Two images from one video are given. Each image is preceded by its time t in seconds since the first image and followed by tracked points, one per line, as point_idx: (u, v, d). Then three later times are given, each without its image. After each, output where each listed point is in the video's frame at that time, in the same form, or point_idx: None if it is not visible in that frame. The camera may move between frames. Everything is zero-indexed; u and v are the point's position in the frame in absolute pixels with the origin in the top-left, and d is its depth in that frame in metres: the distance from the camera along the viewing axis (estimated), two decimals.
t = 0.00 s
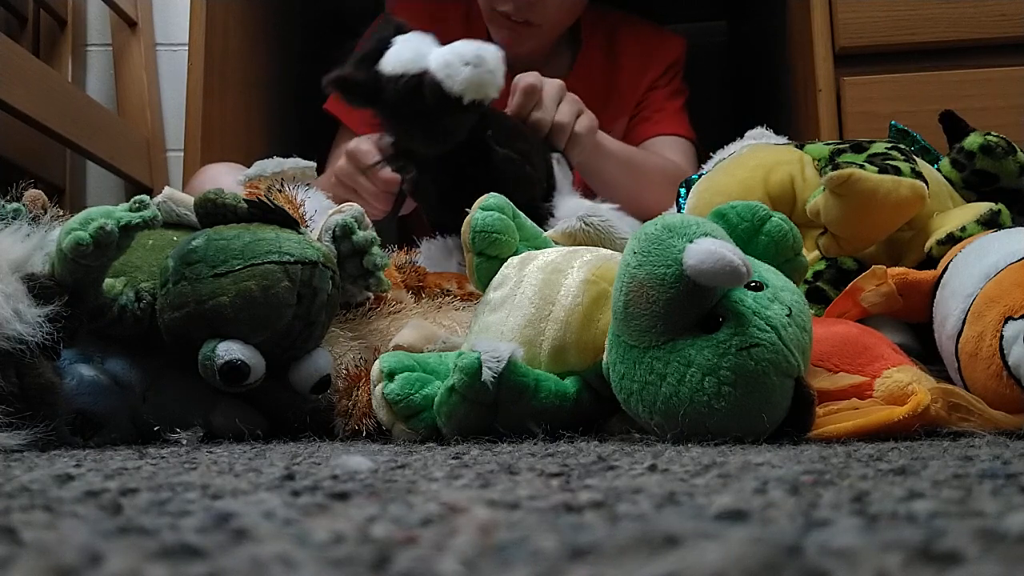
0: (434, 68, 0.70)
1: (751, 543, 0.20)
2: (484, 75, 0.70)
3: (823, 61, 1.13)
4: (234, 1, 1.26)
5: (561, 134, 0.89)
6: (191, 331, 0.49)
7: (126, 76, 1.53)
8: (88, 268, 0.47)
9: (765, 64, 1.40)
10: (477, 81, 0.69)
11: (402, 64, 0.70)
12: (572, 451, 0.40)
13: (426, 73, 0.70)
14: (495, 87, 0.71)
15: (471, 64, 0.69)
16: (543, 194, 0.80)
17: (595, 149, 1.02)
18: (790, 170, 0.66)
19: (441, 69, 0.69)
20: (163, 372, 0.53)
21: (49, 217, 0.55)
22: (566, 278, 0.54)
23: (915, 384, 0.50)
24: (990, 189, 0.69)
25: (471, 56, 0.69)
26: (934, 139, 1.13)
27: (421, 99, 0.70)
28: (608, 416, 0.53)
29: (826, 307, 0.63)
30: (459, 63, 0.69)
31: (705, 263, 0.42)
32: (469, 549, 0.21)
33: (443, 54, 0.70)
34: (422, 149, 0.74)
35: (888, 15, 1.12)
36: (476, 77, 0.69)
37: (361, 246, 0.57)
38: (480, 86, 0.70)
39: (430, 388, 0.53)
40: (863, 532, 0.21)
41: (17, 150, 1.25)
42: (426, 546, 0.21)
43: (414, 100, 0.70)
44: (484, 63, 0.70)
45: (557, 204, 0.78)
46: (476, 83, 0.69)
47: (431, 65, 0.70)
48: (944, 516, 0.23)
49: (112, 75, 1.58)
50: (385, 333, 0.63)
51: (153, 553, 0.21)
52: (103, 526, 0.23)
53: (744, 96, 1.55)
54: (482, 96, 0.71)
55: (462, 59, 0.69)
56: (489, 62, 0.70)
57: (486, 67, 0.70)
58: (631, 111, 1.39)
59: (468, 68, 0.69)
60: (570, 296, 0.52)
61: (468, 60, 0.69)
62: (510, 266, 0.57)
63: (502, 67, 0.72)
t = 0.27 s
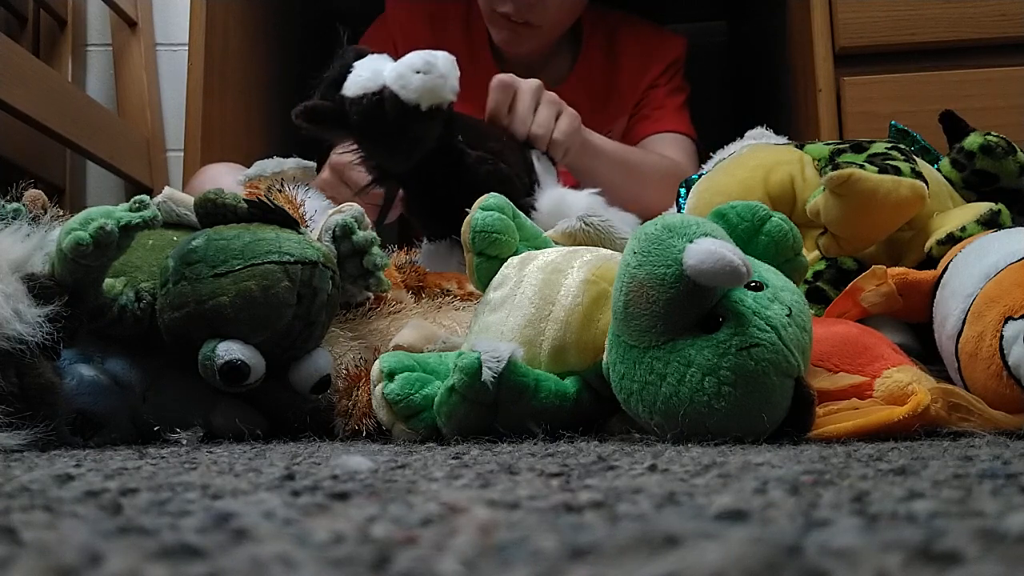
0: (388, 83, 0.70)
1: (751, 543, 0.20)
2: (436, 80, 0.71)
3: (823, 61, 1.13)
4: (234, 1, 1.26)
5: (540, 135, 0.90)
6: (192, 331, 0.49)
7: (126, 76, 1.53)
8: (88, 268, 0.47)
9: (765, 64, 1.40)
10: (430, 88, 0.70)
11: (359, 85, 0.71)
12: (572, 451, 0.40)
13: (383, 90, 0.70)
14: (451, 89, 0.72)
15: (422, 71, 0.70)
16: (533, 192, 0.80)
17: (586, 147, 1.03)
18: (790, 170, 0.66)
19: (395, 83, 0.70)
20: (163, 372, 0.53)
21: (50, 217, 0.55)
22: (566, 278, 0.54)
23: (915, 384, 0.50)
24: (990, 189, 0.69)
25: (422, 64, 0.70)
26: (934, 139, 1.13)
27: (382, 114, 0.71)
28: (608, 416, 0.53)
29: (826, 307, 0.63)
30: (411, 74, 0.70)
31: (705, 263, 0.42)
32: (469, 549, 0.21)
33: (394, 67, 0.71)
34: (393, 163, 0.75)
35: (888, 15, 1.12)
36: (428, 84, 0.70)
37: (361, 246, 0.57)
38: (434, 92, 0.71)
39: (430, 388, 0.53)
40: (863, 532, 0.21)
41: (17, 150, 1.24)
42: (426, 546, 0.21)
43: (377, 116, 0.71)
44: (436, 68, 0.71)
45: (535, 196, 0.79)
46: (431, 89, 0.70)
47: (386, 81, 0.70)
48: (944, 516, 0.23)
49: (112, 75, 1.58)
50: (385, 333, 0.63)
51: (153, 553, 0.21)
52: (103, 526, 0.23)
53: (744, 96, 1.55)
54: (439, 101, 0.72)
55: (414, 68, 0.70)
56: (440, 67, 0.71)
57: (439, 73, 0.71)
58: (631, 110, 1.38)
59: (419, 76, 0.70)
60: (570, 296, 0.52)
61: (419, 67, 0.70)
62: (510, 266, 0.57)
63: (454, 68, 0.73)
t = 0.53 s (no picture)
0: (393, 84, 0.69)
1: (751, 543, 0.20)
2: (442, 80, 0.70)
3: (823, 61, 1.13)
4: (234, 1, 1.26)
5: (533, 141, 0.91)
6: (192, 331, 0.49)
7: (126, 76, 1.53)
8: (88, 268, 0.47)
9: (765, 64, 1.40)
10: (435, 88, 0.69)
11: (364, 87, 0.70)
12: (572, 451, 0.40)
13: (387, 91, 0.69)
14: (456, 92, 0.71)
15: (427, 72, 0.69)
16: (530, 191, 0.79)
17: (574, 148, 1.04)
18: (790, 171, 0.66)
19: (400, 82, 0.69)
20: (163, 372, 0.53)
21: (50, 217, 0.55)
22: (566, 278, 0.54)
23: (915, 384, 0.50)
24: (990, 189, 0.69)
25: (426, 65, 0.69)
26: (934, 139, 1.13)
27: (386, 115, 0.70)
28: (608, 416, 0.53)
29: (826, 307, 0.63)
30: (415, 73, 0.69)
31: (705, 263, 0.42)
32: (469, 549, 0.21)
33: (399, 69, 0.70)
34: (399, 165, 0.74)
35: (888, 15, 1.12)
36: (433, 83, 0.69)
37: (361, 246, 0.57)
38: (439, 91, 0.69)
39: (430, 388, 0.53)
40: (863, 532, 0.21)
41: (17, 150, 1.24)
42: (426, 546, 0.21)
43: (380, 117, 0.70)
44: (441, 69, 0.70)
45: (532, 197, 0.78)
46: (435, 88, 0.69)
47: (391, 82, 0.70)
48: (944, 516, 0.23)
49: (112, 75, 1.58)
50: (385, 333, 0.63)
51: (153, 553, 0.21)
52: (103, 526, 0.23)
53: (744, 96, 1.55)
54: (442, 102, 0.71)
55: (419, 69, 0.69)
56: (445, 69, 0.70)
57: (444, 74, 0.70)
58: (632, 110, 1.38)
59: (424, 76, 0.69)
60: (569, 296, 0.52)
61: (424, 68, 0.69)
62: (510, 266, 0.57)
63: (459, 72, 0.72)
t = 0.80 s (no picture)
0: (384, 92, 0.70)
1: (751, 543, 0.20)
2: (431, 86, 0.70)
3: (823, 61, 1.13)
4: (234, 1, 1.26)
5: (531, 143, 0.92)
6: (192, 331, 0.49)
7: (125, 76, 1.53)
8: (88, 268, 0.47)
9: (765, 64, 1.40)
10: (426, 94, 0.70)
11: (356, 96, 0.70)
12: (572, 451, 0.40)
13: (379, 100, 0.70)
14: (444, 96, 0.72)
15: (416, 78, 0.70)
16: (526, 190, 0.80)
17: (569, 147, 1.04)
18: (790, 170, 0.66)
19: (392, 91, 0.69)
20: (163, 372, 0.53)
21: (49, 217, 0.55)
22: (566, 278, 0.54)
23: (915, 384, 0.50)
24: (990, 189, 0.69)
25: (416, 72, 0.70)
26: (934, 139, 1.13)
27: (379, 124, 0.70)
28: (608, 416, 0.53)
29: (826, 307, 0.63)
30: (405, 81, 0.70)
31: (705, 263, 0.42)
32: (469, 549, 0.21)
33: (390, 77, 0.70)
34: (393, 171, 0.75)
35: (888, 15, 1.12)
36: (424, 90, 0.70)
37: (361, 246, 0.57)
38: (429, 98, 0.70)
39: (430, 388, 0.53)
40: (863, 532, 0.21)
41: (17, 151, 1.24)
42: (426, 546, 0.21)
43: (374, 126, 0.70)
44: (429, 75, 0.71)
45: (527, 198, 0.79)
46: (424, 94, 0.70)
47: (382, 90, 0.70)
48: (944, 516, 0.23)
49: (112, 75, 1.58)
50: (385, 333, 0.63)
51: (153, 553, 0.21)
52: (103, 526, 0.23)
53: (745, 96, 1.55)
54: (432, 108, 0.71)
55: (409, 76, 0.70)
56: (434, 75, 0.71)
57: (433, 79, 0.71)
58: (633, 110, 1.38)
59: (414, 83, 0.70)
60: (569, 296, 0.52)
61: (414, 74, 0.70)
62: (510, 266, 0.57)
63: (448, 77, 0.73)
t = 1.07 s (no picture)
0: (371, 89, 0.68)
1: (751, 543, 0.20)
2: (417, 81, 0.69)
3: (823, 61, 1.13)
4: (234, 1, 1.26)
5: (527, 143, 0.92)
6: (191, 331, 0.49)
7: (125, 76, 1.53)
8: (88, 268, 0.47)
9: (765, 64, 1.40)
10: (411, 89, 0.68)
11: (345, 96, 0.69)
12: (572, 451, 0.40)
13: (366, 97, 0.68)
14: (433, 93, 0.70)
15: (401, 74, 0.68)
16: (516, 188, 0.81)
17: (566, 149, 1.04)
18: (790, 170, 0.66)
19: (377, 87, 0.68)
20: (163, 372, 0.53)
21: (49, 217, 0.55)
22: (566, 278, 0.54)
23: (915, 384, 0.50)
24: (990, 189, 0.69)
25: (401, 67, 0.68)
26: (935, 139, 1.13)
27: (368, 120, 0.69)
28: (608, 416, 0.53)
29: (826, 307, 0.63)
30: (390, 76, 0.68)
31: (705, 263, 0.42)
32: (469, 549, 0.21)
33: (376, 75, 0.69)
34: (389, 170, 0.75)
35: (888, 15, 1.12)
36: (409, 84, 0.68)
37: (361, 246, 0.57)
38: (415, 93, 0.68)
39: (430, 388, 0.53)
40: (863, 532, 0.21)
41: (17, 151, 1.24)
42: (426, 546, 0.21)
43: (363, 124, 0.69)
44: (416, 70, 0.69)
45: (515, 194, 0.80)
46: (410, 89, 0.68)
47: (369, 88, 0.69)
48: (943, 516, 0.23)
49: (112, 75, 1.58)
50: (385, 333, 0.63)
51: (153, 553, 0.21)
52: (103, 525, 0.23)
53: (744, 96, 1.55)
54: (420, 103, 0.69)
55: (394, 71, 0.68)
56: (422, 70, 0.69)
57: (419, 74, 0.69)
58: (634, 109, 1.38)
59: (400, 78, 0.68)
60: (569, 296, 0.52)
61: (399, 70, 0.68)
62: (510, 266, 0.57)
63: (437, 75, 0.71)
